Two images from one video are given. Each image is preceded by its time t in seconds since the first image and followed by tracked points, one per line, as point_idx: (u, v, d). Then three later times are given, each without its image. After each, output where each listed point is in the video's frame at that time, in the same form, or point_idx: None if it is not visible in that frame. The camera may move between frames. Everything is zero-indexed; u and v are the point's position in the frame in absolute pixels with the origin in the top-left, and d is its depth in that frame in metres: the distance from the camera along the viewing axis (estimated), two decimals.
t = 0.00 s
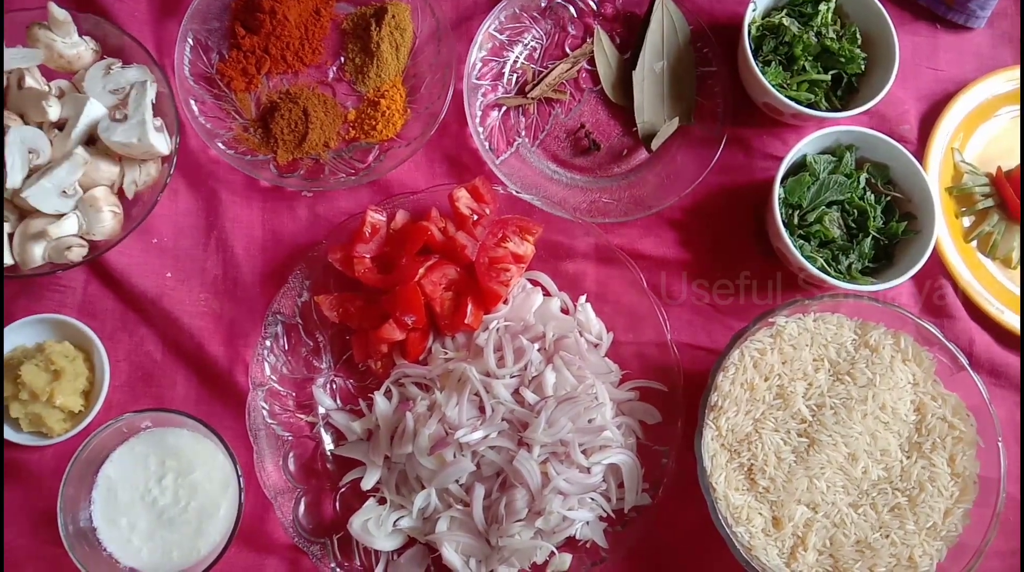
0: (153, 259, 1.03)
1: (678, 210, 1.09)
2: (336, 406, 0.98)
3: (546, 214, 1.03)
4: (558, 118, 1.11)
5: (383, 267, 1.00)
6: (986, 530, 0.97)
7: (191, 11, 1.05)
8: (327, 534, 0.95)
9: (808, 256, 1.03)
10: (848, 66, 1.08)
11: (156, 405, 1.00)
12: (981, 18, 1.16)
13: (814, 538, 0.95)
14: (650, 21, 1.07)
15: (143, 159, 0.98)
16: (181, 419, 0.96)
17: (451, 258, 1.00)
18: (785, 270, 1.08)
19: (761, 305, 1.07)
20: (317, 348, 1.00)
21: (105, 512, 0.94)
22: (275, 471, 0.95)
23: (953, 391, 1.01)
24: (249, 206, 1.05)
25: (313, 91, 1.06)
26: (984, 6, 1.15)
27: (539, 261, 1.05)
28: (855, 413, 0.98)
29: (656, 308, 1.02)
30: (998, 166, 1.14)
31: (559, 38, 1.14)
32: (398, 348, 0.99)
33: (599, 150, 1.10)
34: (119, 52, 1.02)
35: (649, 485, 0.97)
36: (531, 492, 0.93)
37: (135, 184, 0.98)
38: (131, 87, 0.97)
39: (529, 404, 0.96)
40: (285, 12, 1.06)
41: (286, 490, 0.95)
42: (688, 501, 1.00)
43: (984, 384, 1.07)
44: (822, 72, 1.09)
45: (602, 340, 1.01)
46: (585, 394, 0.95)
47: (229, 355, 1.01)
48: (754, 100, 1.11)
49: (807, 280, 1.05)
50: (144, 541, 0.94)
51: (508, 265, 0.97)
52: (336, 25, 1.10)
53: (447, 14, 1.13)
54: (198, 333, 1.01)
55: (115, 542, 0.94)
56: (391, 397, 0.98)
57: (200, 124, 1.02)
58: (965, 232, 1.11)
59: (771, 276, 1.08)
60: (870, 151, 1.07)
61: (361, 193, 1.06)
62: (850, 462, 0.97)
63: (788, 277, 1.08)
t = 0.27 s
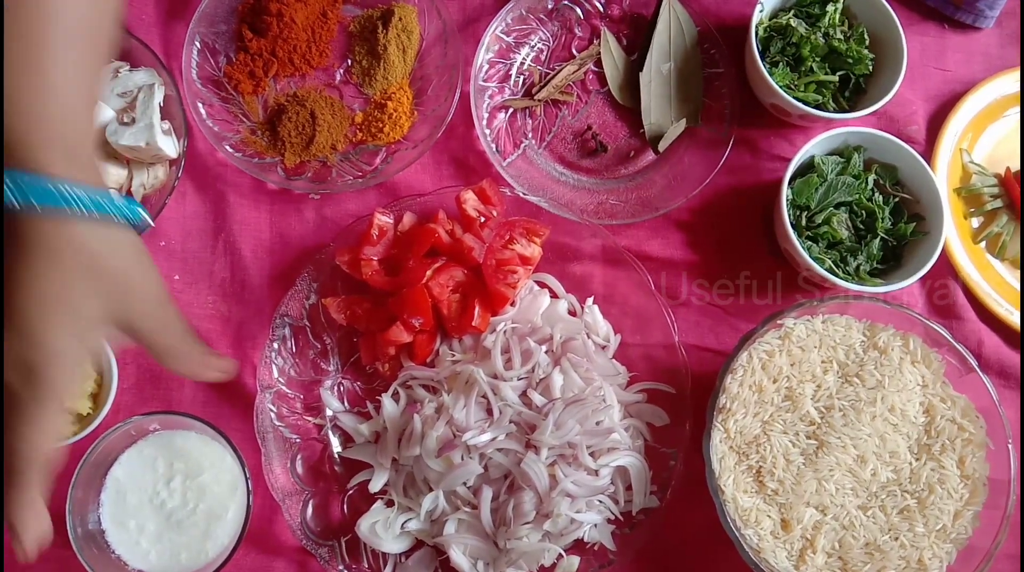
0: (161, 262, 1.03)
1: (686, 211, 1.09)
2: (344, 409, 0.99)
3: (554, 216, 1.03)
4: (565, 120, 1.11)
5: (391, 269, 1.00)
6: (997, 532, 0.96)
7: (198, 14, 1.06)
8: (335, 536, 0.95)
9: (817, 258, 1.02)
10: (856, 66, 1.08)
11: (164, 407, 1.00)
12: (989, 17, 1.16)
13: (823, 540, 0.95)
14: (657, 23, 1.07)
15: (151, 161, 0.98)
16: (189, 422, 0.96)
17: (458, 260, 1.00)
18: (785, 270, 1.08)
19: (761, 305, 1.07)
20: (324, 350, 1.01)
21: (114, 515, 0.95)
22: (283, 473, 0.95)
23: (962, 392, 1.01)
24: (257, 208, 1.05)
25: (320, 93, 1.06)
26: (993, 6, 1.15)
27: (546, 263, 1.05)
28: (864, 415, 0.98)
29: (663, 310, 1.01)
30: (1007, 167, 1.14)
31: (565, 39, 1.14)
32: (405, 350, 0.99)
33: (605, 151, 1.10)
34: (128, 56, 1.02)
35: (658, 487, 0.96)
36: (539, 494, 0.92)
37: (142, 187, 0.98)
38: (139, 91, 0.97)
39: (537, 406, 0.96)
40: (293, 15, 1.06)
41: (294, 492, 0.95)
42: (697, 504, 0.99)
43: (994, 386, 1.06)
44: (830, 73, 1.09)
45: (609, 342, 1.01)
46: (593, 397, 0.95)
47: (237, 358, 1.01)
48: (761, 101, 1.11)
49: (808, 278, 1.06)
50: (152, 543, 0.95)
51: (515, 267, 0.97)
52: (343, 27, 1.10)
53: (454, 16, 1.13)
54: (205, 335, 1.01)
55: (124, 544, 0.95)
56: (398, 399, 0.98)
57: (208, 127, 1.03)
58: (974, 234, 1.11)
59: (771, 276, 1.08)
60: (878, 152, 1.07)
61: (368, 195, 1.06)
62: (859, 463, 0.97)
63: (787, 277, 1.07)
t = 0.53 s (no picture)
0: (164, 262, 1.03)
1: (688, 212, 1.09)
2: (347, 409, 0.99)
3: (556, 216, 1.03)
4: (568, 121, 1.11)
5: (394, 270, 1.00)
6: (1000, 533, 0.96)
7: (202, 15, 1.06)
8: (337, 536, 0.95)
9: (819, 259, 1.02)
10: (858, 67, 1.08)
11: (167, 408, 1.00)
12: (993, 19, 1.16)
13: (826, 542, 0.95)
14: (659, 23, 1.07)
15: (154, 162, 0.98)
16: (191, 421, 0.97)
17: (460, 260, 1.00)
18: (785, 271, 1.08)
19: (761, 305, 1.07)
20: (327, 350, 1.01)
21: (116, 515, 0.94)
22: (285, 474, 0.95)
23: (965, 394, 1.01)
24: (260, 209, 1.05)
25: (323, 94, 1.06)
26: (996, 7, 1.15)
27: (549, 264, 1.05)
28: (866, 416, 0.97)
29: (666, 310, 1.01)
30: (1010, 168, 1.14)
31: (568, 40, 1.14)
32: (408, 350, 0.99)
33: (608, 152, 1.10)
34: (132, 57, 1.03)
35: (660, 488, 0.96)
36: (541, 495, 0.92)
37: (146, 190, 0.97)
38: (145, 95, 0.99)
39: (539, 407, 0.96)
40: (296, 15, 1.06)
41: (296, 493, 0.95)
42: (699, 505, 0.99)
43: (997, 387, 1.06)
44: (832, 74, 1.09)
45: (611, 343, 1.01)
46: (595, 397, 0.95)
47: (240, 358, 1.01)
48: (764, 102, 1.11)
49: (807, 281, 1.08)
50: (155, 544, 0.94)
51: (518, 268, 0.98)
52: (346, 28, 1.10)
53: (457, 16, 1.13)
54: (208, 336, 1.01)
55: (126, 545, 0.94)
56: (401, 399, 0.98)
57: (211, 127, 1.03)
58: (977, 234, 1.11)
59: (771, 276, 1.08)
60: (880, 152, 1.07)
61: (371, 196, 1.06)
62: (861, 464, 0.96)
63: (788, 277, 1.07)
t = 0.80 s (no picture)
0: (163, 262, 1.03)
1: (687, 212, 1.09)
2: (346, 409, 0.99)
3: (555, 216, 1.03)
4: (567, 121, 1.11)
5: (393, 270, 1.00)
6: (998, 534, 0.96)
7: (201, 14, 1.06)
8: (337, 536, 0.95)
9: (818, 259, 1.03)
10: (857, 68, 1.08)
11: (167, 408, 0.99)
12: (991, 20, 1.16)
13: (824, 542, 0.95)
14: (658, 24, 1.07)
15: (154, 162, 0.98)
16: (191, 424, 0.98)
17: (459, 260, 1.00)
18: (785, 270, 1.08)
19: (761, 305, 1.07)
20: (326, 350, 1.01)
21: (115, 518, 0.94)
22: (284, 474, 0.95)
23: (963, 394, 1.01)
24: (259, 208, 1.05)
25: (322, 93, 1.06)
26: (995, 8, 1.15)
27: (548, 264, 1.05)
28: (865, 416, 0.98)
29: (665, 310, 1.01)
30: (1009, 169, 1.14)
31: (567, 40, 1.14)
32: (407, 350, 0.99)
33: (607, 152, 1.10)
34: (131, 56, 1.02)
35: (659, 488, 0.97)
36: (540, 495, 0.92)
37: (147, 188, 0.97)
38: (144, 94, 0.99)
39: (538, 406, 0.96)
40: (295, 15, 1.07)
41: (295, 492, 0.95)
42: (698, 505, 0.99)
43: (995, 387, 1.06)
44: (832, 74, 1.09)
45: (611, 343, 1.01)
46: (594, 397, 0.95)
47: (239, 358, 1.01)
48: (763, 102, 1.11)
49: (806, 282, 1.08)
50: (156, 547, 0.94)
51: (517, 268, 0.98)
52: (346, 28, 1.10)
53: (456, 16, 1.13)
54: (207, 335, 1.01)
55: (126, 549, 0.93)
56: (400, 399, 0.98)
57: (210, 127, 1.03)
58: (975, 235, 1.11)
59: (771, 276, 1.08)
60: (879, 153, 1.07)
61: (370, 196, 1.06)
62: (860, 465, 0.97)
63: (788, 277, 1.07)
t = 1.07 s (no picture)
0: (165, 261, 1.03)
1: (689, 213, 1.09)
2: (347, 409, 0.99)
3: (557, 217, 1.03)
4: (569, 121, 1.11)
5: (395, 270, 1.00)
6: (1000, 535, 0.96)
7: (204, 15, 1.06)
8: (338, 536, 0.95)
9: (820, 260, 1.03)
10: (859, 69, 1.08)
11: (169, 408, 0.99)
12: (993, 20, 1.16)
13: (826, 542, 0.95)
14: (660, 25, 1.07)
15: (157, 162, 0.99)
16: (229, 408, 0.86)
17: (461, 260, 1.00)
18: (786, 271, 1.08)
19: (762, 306, 1.07)
20: (328, 350, 1.01)
21: (144, 521, 0.82)
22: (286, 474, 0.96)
23: (965, 395, 1.01)
24: (261, 208, 1.05)
25: (325, 94, 1.07)
26: (996, 10, 1.15)
27: (550, 264, 1.05)
28: (867, 417, 0.98)
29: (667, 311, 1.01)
30: (1011, 170, 1.14)
31: (569, 41, 1.14)
32: (409, 350, 0.99)
33: (609, 152, 1.10)
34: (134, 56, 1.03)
35: (660, 488, 0.96)
36: (542, 495, 0.93)
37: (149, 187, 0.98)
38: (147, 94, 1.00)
39: (540, 407, 0.96)
40: (298, 16, 1.07)
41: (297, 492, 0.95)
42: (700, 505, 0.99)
43: (996, 388, 1.06)
44: (834, 75, 1.09)
45: (612, 343, 1.01)
46: (596, 397, 0.95)
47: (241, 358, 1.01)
48: (764, 103, 1.11)
49: (806, 282, 1.08)
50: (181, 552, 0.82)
51: (519, 268, 0.98)
52: (348, 29, 1.10)
53: (459, 17, 1.14)
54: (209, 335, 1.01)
55: (154, 554, 0.81)
56: (401, 399, 0.98)
57: (212, 127, 1.03)
58: (977, 236, 1.11)
59: (771, 276, 1.08)
60: (881, 154, 1.07)
61: (372, 196, 1.06)
62: (862, 465, 0.97)
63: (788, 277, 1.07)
